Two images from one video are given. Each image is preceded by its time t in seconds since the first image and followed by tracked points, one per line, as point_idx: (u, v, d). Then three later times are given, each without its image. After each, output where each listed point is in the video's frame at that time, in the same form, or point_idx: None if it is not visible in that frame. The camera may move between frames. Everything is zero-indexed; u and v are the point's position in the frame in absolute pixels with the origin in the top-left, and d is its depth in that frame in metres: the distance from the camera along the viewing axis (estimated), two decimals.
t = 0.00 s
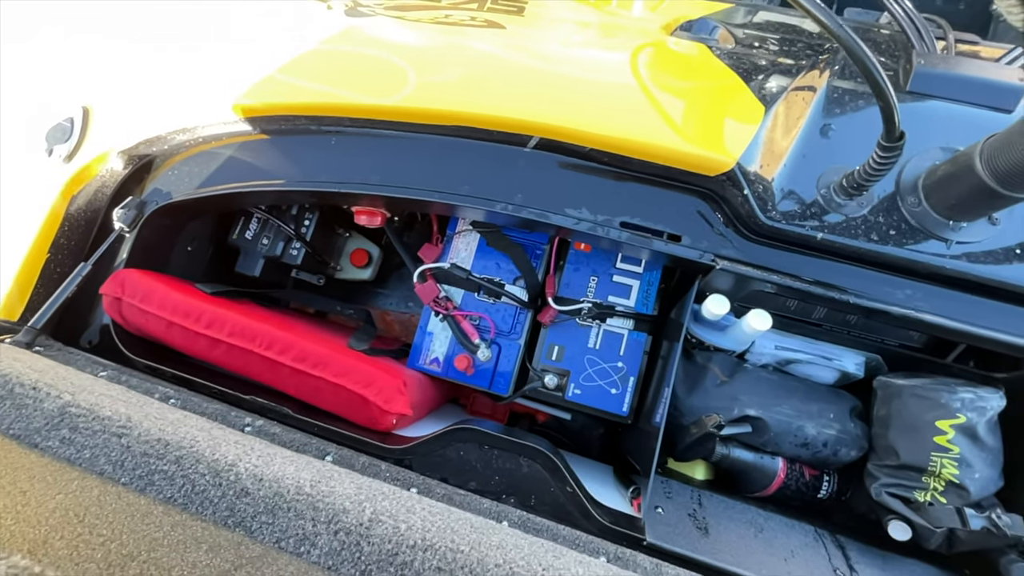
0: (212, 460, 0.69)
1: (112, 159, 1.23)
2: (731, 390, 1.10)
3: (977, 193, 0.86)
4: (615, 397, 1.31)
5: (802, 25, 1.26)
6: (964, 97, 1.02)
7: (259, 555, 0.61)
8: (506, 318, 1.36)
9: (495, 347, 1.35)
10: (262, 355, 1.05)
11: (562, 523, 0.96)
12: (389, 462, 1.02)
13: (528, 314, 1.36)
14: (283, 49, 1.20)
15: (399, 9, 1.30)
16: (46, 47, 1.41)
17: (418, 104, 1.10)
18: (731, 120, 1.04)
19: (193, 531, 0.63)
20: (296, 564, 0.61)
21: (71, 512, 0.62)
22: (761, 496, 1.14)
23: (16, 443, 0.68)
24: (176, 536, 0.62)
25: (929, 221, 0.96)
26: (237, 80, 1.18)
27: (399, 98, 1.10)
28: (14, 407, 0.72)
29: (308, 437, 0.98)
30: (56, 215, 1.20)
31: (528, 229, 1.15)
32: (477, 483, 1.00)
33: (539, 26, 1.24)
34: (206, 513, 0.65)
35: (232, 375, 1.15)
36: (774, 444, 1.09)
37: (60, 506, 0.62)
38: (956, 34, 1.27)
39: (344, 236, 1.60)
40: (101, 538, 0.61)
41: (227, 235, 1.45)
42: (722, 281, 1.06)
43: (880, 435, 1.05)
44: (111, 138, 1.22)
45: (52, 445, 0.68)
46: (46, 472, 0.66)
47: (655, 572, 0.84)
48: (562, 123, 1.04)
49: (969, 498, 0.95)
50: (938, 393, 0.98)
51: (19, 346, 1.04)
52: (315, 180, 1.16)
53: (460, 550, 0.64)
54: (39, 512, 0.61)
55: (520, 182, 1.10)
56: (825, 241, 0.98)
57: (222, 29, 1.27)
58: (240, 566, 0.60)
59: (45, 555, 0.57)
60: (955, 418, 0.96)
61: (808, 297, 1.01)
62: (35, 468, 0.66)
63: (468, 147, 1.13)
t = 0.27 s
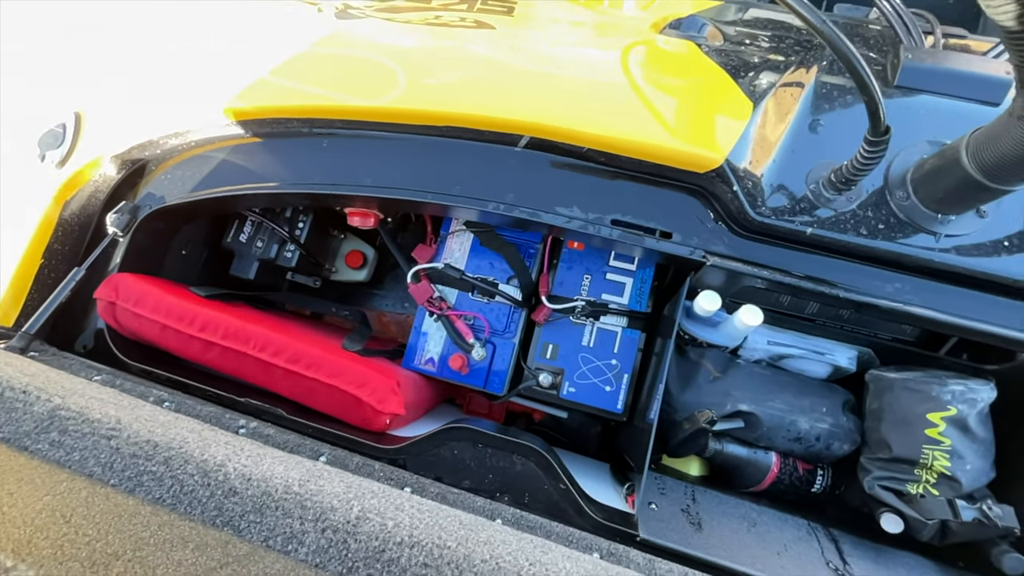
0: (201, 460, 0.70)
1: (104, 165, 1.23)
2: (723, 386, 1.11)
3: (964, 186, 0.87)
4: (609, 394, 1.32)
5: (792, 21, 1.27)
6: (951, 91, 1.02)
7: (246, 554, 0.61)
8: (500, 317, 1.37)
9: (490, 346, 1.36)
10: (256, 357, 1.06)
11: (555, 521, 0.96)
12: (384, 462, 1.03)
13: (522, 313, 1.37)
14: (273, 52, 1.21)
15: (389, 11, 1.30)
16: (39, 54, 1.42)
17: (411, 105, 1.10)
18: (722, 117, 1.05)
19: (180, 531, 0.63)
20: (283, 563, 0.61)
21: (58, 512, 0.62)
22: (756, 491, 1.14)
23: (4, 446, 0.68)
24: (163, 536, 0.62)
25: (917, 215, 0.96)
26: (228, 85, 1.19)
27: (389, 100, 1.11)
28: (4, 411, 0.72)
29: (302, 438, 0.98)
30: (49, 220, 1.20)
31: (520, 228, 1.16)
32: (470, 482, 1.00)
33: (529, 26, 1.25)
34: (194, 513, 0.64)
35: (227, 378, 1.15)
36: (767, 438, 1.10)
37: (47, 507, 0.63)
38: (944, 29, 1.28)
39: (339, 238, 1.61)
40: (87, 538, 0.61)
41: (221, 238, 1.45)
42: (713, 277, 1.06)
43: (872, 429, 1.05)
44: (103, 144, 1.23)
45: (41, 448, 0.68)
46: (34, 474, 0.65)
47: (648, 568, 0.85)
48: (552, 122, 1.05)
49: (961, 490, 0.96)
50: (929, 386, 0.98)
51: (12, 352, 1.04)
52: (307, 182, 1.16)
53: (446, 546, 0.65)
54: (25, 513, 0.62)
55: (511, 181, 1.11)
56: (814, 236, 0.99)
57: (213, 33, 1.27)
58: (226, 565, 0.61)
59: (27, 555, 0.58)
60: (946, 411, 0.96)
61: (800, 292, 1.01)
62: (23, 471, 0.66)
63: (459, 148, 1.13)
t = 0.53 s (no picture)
0: (187, 460, 0.69)
1: (95, 169, 1.23)
2: (715, 380, 1.11)
3: (949, 178, 0.87)
4: (602, 391, 1.32)
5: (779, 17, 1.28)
6: (936, 84, 1.03)
7: (230, 551, 0.63)
8: (493, 315, 1.37)
9: (483, 345, 1.36)
10: (248, 358, 1.06)
11: (548, 516, 0.97)
12: (378, 461, 1.03)
13: (515, 311, 1.37)
14: (262, 54, 1.21)
15: (377, 11, 1.30)
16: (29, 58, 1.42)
17: (402, 105, 1.10)
18: (709, 113, 1.05)
19: (166, 529, 0.65)
20: (268, 559, 0.62)
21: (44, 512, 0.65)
22: (749, 485, 1.14)
23: None
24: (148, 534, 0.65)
25: (904, 208, 0.97)
26: (217, 86, 1.19)
27: (377, 100, 1.11)
28: None
29: (296, 438, 0.98)
30: (41, 224, 1.19)
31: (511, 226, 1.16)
32: (464, 479, 1.01)
33: (516, 24, 1.25)
34: (180, 512, 0.65)
35: (220, 379, 1.15)
36: (759, 433, 1.10)
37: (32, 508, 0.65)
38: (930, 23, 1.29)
39: (332, 239, 1.61)
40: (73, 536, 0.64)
41: (214, 240, 1.45)
42: (703, 273, 1.06)
43: (863, 422, 1.06)
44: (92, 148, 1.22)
45: (29, 450, 0.68)
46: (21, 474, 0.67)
47: (640, 562, 0.85)
48: (540, 120, 1.05)
49: (951, 481, 0.96)
50: (919, 377, 0.98)
51: (5, 356, 1.05)
52: (298, 183, 1.17)
53: (431, 541, 0.65)
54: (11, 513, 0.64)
55: (501, 179, 1.11)
56: (802, 231, 0.99)
57: (202, 36, 1.28)
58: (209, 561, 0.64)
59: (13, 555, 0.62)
60: (936, 402, 0.97)
61: (789, 286, 1.02)
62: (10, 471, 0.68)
63: (449, 147, 1.14)
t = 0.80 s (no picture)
0: (173, 458, 0.69)
1: (85, 171, 1.24)
2: (706, 375, 1.12)
3: (934, 172, 0.88)
4: (595, 388, 1.32)
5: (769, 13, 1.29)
6: (921, 78, 1.04)
7: (213, 548, 0.64)
8: (486, 313, 1.37)
9: (476, 343, 1.37)
10: (240, 359, 1.06)
11: (540, 512, 0.97)
12: (370, 460, 1.03)
13: (508, 309, 1.38)
14: (251, 55, 1.22)
15: (365, 11, 1.30)
16: (19, 62, 1.43)
17: (391, 105, 1.11)
18: (696, 110, 1.06)
19: (148, 527, 0.65)
20: (253, 555, 0.63)
21: (24, 511, 0.66)
22: (742, 480, 1.15)
23: None
24: (128, 532, 0.65)
25: (891, 202, 0.97)
26: (206, 87, 1.20)
27: (367, 98, 1.12)
28: None
29: (288, 438, 0.98)
30: (31, 226, 1.19)
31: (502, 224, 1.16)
32: (456, 477, 1.01)
33: (505, 22, 1.25)
34: (165, 510, 0.65)
35: (213, 380, 1.15)
36: (750, 427, 1.11)
37: (13, 506, 0.66)
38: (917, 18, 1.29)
39: (326, 240, 1.62)
40: (53, 532, 0.66)
41: (206, 242, 1.45)
42: (693, 269, 1.07)
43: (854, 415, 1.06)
44: (82, 151, 1.23)
45: (14, 450, 0.68)
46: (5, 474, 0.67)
47: (631, 557, 0.85)
48: (529, 118, 1.06)
49: (941, 473, 0.97)
50: (907, 370, 0.99)
51: None
52: (288, 184, 1.17)
53: (415, 535, 0.65)
54: None
55: (491, 177, 1.11)
56: (790, 226, 1.00)
57: (191, 38, 1.28)
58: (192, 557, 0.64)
59: None
60: (925, 394, 0.97)
61: (779, 281, 1.02)
62: None
63: (439, 146, 1.14)
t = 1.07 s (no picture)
0: (158, 457, 0.70)
1: (74, 172, 1.24)
2: (697, 370, 1.12)
3: (919, 164, 0.89)
4: (587, 384, 1.32)
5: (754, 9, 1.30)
6: (905, 71, 1.04)
7: (199, 545, 0.64)
8: (478, 311, 1.38)
9: (468, 341, 1.37)
10: (231, 359, 1.06)
11: (532, 508, 0.97)
12: (363, 458, 1.03)
13: (500, 306, 1.38)
14: (238, 56, 1.22)
15: (352, 10, 1.30)
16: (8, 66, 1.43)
17: (379, 103, 1.11)
18: (683, 106, 1.06)
19: (132, 525, 0.65)
20: (237, 552, 0.63)
21: (4, 510, 0.66)
22: (733, 474, 1.15)
23: None
24: (109, 531, 0.66)
25: (877, 195, 0.98)
26: (194, 88, 1.20)
27: (355, 98, 1.13)
28: None
29: (279, 437, 0.98)
30: (20, 229, 1.19)
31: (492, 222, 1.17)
32: (448, 474, 1.01)
33: (493, 20, 1.25)
34: (150, 509, 0.65)
35: (204, 380, 1.15)
36: (741, 421, 1.12)
37: None
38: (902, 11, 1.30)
39: (318, 240, 1.62)
40: (31, 530, 0.66)
41: (197, 242, 1.45)
42: (682, 264, 1.07)
43: (844, 407, 1.06)
44: (70, 152, 1.23)
45: None
46: None
47: (622, 551, 0.86)
48: (517, 115, 1.07)
49: (929, 464, 0.97)
50: (895, 362, 1.00)
51: None
52: (278, 183, 1.17)
53: (399, 530, 0.66)
54: None
55: (480, 175, 1.12)
56: (778, 220, 1.00)
57: (178, 40, 1.28)
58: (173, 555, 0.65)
59: None
60: (912, 386, 0.98)
61: (767, 275, 1.02)
62: None
63: (427, 144, 1.14)
